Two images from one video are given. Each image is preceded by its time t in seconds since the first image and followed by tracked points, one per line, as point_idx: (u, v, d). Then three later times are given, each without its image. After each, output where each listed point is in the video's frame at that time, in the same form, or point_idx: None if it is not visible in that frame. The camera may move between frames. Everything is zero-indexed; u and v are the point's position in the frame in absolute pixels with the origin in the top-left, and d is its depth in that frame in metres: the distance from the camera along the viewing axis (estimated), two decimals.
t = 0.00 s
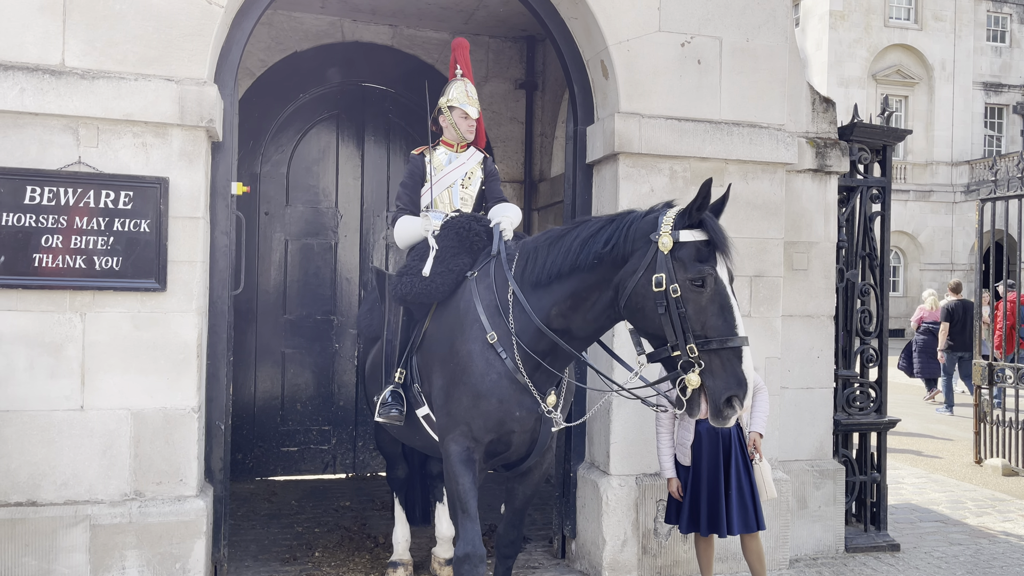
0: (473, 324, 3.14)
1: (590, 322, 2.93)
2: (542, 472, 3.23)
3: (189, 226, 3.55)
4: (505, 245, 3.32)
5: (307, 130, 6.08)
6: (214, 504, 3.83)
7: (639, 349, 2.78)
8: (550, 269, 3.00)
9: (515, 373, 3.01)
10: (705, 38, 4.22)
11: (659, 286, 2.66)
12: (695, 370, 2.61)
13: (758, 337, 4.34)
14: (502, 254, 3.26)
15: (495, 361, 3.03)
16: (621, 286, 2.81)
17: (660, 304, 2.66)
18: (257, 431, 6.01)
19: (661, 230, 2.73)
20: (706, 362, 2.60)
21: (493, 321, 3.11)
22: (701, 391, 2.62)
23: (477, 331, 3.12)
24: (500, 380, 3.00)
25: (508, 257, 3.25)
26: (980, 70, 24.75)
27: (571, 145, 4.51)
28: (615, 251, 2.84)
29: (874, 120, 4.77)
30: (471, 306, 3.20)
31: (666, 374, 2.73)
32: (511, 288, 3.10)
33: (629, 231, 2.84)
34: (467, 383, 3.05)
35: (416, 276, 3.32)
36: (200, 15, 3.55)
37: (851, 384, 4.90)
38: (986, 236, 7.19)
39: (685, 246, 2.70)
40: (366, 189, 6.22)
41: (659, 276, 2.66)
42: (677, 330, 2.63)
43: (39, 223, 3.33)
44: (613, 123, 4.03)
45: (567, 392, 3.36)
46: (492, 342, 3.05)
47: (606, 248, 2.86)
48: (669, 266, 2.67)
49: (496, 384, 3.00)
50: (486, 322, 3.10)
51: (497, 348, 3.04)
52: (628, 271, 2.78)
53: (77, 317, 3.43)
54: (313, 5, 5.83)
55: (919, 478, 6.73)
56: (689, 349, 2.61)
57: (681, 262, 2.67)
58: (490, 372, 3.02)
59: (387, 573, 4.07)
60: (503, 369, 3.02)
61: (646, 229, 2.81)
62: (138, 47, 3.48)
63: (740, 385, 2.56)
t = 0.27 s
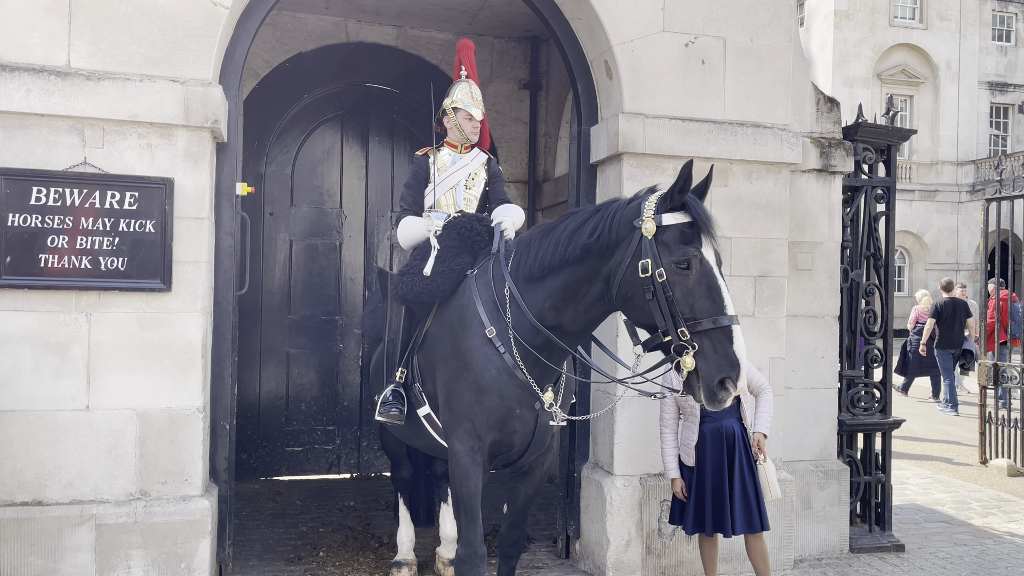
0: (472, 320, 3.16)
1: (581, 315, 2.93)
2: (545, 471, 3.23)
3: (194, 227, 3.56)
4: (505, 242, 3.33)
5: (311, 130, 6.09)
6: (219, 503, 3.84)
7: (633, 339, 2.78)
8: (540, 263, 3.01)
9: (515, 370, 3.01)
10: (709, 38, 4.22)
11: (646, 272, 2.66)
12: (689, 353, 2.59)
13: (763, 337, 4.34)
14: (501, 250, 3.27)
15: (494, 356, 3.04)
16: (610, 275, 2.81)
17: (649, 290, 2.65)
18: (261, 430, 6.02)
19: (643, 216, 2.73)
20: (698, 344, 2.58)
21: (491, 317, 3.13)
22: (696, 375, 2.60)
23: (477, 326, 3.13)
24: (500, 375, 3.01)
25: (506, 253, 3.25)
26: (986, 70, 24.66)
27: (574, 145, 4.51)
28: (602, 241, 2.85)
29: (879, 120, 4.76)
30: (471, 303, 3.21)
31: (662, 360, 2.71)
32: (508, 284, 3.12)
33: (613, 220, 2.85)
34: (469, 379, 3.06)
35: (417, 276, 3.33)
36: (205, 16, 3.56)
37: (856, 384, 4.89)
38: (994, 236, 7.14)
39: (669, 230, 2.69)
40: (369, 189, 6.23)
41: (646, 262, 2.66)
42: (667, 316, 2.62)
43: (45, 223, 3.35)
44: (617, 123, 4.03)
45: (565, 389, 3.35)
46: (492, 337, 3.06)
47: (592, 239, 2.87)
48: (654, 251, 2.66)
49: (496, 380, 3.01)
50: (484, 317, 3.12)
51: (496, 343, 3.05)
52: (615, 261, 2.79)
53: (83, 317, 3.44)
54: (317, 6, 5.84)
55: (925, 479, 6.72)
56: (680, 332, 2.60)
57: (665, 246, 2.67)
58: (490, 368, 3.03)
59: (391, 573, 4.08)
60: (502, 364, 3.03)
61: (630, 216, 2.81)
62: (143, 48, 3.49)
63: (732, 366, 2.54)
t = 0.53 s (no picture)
0: (472, 319, 3.16)
1: (579, 318, 2.93)
2: (544, 471, 3.23)
3: (198, 227, 3.58)
4: (504, 243, 3.34)
5: (315, 131, 6.10)
6: (223, 503, 3.85)
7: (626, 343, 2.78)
8: (540, 264, 3.02)
9: (514, 370, 3.01)
10: (712, 38, 4.22)
11: (639, 278, 2.66)
12: (680, 362, 2.59)
13: (766, 338, 4.34)
14: (501, 251, 3.28)
15: (493, 355, 3.05)
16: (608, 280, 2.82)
17: (642, 297, 2.66)
18: (265, 430, 6.04)
19: (641, 222, 2.73)
20: (689, 353, 2.59)
21: (490, 316, 3.14)
22: (686, 386, 2.60)
23: (476, 325, 3.14)
24: (499, 374, 3.01)
25: (505, 253, 3.26)
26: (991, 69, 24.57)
27: (577, 145, 4.51)
28: (601, 245, 2.85)
29: (883, 120, 4.76)
30: (470, 303, 3.21)
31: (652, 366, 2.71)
32: (507, 284, 3.13)
33: (612, 224, 2.85)
34: (470, 378, 3.06)
35: (416, 276, 3.34)
36: (208, 17, 3.58)
37: (860, 385, 4.88)
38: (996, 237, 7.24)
39: (664, 237, 2.68)
40: (373, 190, 6.25)
41: (640, 269, 2.67)
42: (658, 324, 2.62)
43: (51, 224, 3.37)
44: (620, 124, 4.03)
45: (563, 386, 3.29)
46: (490, 336, 3.07)
47: (591, 242, 2.88)
48: (649, 258, 2.66)
49: (496, 380, 3.01)
50: (484, 317, 3.12)
51: (494, 342, 3.06)
52: (613, 265, 2.80)
53: (87, 318, 3.46)
54: (321, 7, 5.86)
55: (929, 479, 6.70)
56: (672, 341, 2.60)
57: (660, 253, 2.66)
58: (490, 367, 3.03)
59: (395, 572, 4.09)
60: (501, 364, 3.03)
61: (629, 221, 2.82)
62: (147, 50, 3.50)
63: (720, 378, 2.55)
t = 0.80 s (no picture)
0: (472, 319, 3.18)
1: (577, 318, 2.93)
2: (545, 470, 3.24)
3: (202, 227, 3.59)
4: (504, 242, 3.35)
5: (318, 131, 6.12)
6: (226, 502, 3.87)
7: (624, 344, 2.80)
8: (536, 265, 3.03)
9: (514, 369, 3.02)
10: (714, 38, 4.22)
11: (627, 278, 2.68)
12: (667, 363, 2.59)
13: (768, 338, 4.34)
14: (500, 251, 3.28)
15: (492, 355, 3.05)
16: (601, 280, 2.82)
17: (630, 296, 2.66)
18: (268, 429, 6.05)
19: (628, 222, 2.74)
20: (675, 353, 2.58)
21: (490, 316, 3.14)
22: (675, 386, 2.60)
23: (476, 325, 3.15)
24: (499, 374, 3.02)
25: (504, 253, 3.26)
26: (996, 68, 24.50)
27: (580, 145, 4.52)
28: (593, 246, 2.86)
29: (885, 120, 4.75)
30: (470, 303, 3.22)
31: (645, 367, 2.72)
32: (506, 284, 3.13)
33: (604, 224, 2.86)
34: (470, 378, 3.07)
35: (417, 276, 3.35)
36: (212, 18, 3.59)
37: (862, 384, 4.87)
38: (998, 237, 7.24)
39: (650, 236, 2.68)
40: (376, 190, 6.26)
41: (627, 269, 2.68)
42: (646, 324, 2.63)
43: (55, 224, 3.39)
44: (622, 124, 4.04)
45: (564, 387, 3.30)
46: (489, 335, 3.08)
47: (585, 243, 2.89)
48: (636, 257, 2.67)
49: (496, 379, 3.02)
50: (484, 317, 3.13)
51: (494, 341, 3.07)
52: (605, 265, 2.80)
53: (92, 318, 3.48)
54: (324, 7, 5.87)
55: (932, 479, 6.69)
56: (658, 341, 2.60)
57: (647, 252, 2.66)
58: (490, 366, 3.04)
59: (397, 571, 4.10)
60: (501, 364, 3.03)
61: (619, 221, 2.82)
62: (151, 51, 3.52)
63: (708, 377, 2.53)
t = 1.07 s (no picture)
0: (471, 318, 3.18)
1: (571, 314, 2.93)
2: (545, 469, 3.25)
3: (204, 227, 3.61)
4: (502, 240, 3.36)
5: (321, 131, 6.13)
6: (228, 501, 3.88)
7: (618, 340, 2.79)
8: (530, 262, 3.04)
9: (513, 367, 3.03)
10: (715, 37, 4.22)
11: (612, 269, 2.68)
12: (651, 352, 2.56)
13: (769, 337, 4.33)
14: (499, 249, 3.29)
15: (491, 353, 3.06)
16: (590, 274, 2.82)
17: (615, 287, 2.67)
18: (271, 428, 6.07)
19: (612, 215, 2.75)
20: (659, 342, 2.55)
21: (488, 314, 3.15)
22: (661, 376, 2.56)
23: (475, 324, 3.16)
24: (497, 372, 3.03)
25: (503, 251, 3.27)
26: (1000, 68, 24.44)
27: (581, 145, 4.52)
28: (582, 240, 2.87)
29: (887, 119, 4.75)
30: (469, 302, 3.23)
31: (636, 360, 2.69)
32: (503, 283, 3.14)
33: (592, 218, 2.87)
34: (470, 377, 3.08)
35: (416, 276, 3.36)
36: (214, 18, 3.60)
37: (864, 384, 4.87)
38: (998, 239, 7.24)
39: (633, 227, 2.68)
40: (378, 189, 6.27)
41: (612, 260, 2.68)
42: (630, 314, 2.62)
43: (58, 223, 3.40)
44: (623, 123, 4.04)
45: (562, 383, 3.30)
46: (487, 333, 3.09)
47: (574, 238, 2.90)
48: (620, 248, 2.67)
49: (494, 377, 3.03)
50: (482, 315, 3.14)
51: (491, 339, 3.08)
52: (594, 259, 2.81)
53: (94, 316, 3.49)
54: (326, 7, 5.88)
55: (935, 479, 6.67)
56: (642, 331, 2.58)
57: (630, 242, 2.66)
58: (488, 365, 3.05)
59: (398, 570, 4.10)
60: (499, 362, 3.04)
61: (604, 214, 2.83)
62: (153, 51, 3.53)
63: (691, 365, 2.48)
